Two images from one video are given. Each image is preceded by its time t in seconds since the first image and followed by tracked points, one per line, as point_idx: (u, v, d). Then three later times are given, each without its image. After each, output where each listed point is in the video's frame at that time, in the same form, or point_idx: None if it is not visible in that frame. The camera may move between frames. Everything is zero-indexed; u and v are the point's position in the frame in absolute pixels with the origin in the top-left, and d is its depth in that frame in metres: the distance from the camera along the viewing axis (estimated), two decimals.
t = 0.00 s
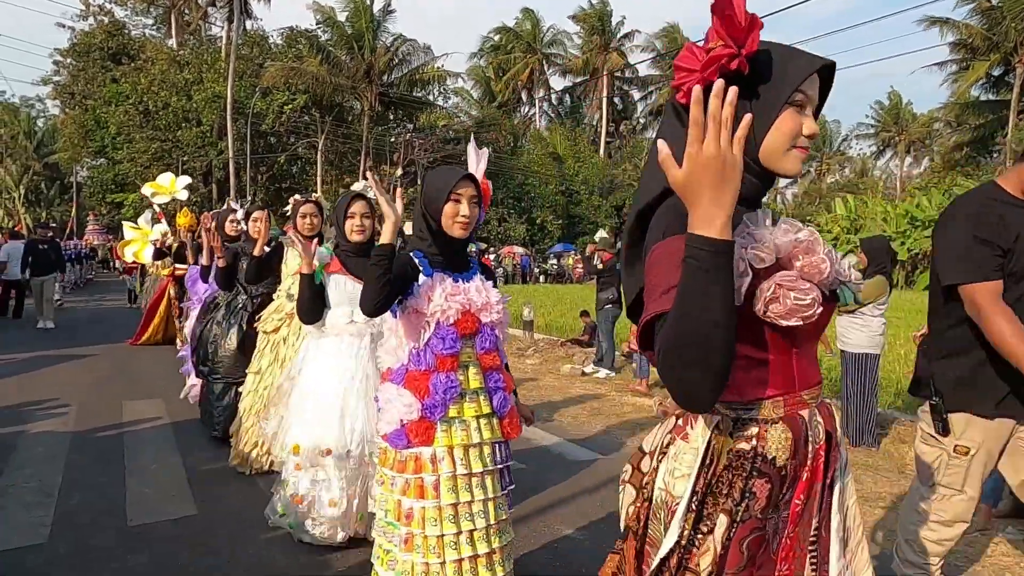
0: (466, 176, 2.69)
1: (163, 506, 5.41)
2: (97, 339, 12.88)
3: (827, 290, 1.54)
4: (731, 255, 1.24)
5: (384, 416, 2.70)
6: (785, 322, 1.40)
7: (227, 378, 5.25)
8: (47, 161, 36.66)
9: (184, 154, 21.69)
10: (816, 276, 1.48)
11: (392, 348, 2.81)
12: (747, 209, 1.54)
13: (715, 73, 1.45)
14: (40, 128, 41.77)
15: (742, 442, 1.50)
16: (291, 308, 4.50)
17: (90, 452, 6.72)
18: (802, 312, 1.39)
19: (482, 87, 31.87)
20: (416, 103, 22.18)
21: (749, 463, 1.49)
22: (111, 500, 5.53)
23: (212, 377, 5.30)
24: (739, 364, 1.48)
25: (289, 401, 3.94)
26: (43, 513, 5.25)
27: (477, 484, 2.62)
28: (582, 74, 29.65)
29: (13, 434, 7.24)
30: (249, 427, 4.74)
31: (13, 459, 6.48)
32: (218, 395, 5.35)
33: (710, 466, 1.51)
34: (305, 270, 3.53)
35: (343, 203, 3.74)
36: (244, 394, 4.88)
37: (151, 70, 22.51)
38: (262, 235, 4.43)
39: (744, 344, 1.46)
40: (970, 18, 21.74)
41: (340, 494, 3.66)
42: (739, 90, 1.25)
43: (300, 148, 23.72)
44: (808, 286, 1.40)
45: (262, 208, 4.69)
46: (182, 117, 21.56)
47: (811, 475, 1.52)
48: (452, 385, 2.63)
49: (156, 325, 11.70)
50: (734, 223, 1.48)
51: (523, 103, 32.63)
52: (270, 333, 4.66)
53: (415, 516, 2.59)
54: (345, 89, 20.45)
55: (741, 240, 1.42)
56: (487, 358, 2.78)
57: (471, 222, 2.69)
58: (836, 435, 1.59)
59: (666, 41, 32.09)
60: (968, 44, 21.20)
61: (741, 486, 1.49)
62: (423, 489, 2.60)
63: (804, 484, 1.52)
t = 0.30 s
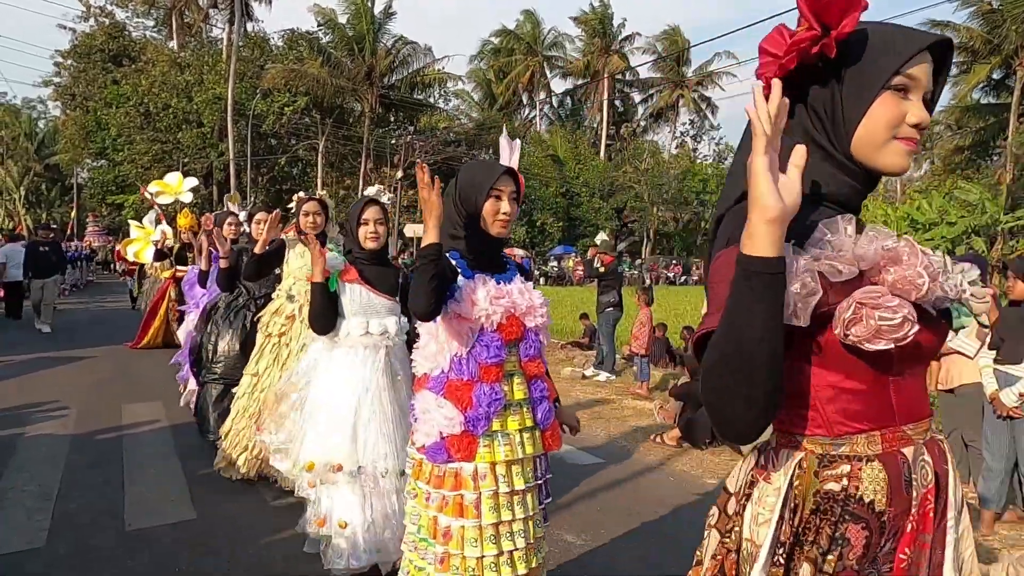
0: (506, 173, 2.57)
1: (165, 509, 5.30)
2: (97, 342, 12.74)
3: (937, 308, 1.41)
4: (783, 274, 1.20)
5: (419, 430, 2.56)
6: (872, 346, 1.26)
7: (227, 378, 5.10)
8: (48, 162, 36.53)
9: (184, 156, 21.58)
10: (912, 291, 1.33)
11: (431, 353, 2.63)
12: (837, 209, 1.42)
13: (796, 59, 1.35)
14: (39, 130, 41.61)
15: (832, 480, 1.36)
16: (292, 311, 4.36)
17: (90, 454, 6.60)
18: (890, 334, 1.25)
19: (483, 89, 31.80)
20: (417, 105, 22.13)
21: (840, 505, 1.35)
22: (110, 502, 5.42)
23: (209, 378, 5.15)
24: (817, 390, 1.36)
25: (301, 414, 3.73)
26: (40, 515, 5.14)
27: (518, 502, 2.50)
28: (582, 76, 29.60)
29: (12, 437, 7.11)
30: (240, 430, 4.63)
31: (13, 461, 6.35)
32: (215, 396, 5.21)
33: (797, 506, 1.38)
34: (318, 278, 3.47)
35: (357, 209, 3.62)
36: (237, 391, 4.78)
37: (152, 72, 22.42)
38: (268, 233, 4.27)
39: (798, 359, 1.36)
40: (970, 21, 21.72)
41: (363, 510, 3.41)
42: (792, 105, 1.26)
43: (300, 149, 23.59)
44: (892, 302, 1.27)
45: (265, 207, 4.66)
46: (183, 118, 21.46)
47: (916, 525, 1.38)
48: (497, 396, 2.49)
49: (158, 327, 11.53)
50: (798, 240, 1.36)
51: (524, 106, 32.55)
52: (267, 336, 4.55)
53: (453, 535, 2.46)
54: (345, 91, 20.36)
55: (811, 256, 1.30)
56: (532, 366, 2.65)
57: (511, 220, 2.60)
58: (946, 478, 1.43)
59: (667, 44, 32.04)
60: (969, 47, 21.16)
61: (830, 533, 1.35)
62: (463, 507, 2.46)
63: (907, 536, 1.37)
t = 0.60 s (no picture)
0: (537, 175, 2.53)
1: (165, 512, 5.24)
2: (97, 346, 12.67)
3: (1014, 327, 1.28)
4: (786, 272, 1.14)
5: (447, 452, 2.48)
6: (910, 363, 1.17)
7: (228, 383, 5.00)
8: (49, 166, 36.47)
9: (185, 159, 21.55)
10: (972, 306, 1.21)
11: (459, 370, 2.57)
12: (904, 195, 1.33)
13: (858, 35, 1.29)
14: (40, 134, 41.56)
15: (877, 486, 1.28)
16: (297, 321, 4.28)
17: (90, 459, 6.54)
18: (932, 350, 1.16)
19: (484, 92, 31.79)
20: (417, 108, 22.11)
21: (892, 515, 1.26)
22: (110, 506, 5.35)
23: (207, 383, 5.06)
24: (861, 392, 1.28)
25: (315, 426, 3.55)
26: (39, 519, 5.06)
27: (552, 528, 2.43)
28: (584, 79, 29.57)
29: (12, 441, 7.05)
30: (249, 441, 4.63)
31: (12, 465, 6.29)
32: (212, 399, 5.14)
33: (837, 511, 1.32)
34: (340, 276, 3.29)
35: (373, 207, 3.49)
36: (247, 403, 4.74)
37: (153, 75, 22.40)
38: (274, 232, 4.17)
39: (825, 361, 1.31)
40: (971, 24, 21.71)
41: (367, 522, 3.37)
42: (797, 75, 1.16)
43: (301, 153, 23.52)
44: (936, 316, 1.16)
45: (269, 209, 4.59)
46: (184, 122, 21.42)
47: (986, 547, 1.29)
48: (531, 416, 2.41)
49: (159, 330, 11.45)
50: (839, 243, 1.27)
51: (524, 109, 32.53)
52: (269, 352, 4.51)
53: (484, 565, 2.39)
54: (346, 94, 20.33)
55: (850, 259, 1.22)
56: (565, 381, 2.58)
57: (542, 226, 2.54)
58: (1020, 497, 1.34)
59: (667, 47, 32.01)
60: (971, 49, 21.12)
61: (880, 554, 1.26)
62: (496, 535, 2.38)
63: (975, 560, 1.29)
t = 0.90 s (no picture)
0: (563, 168, 2.32)
1: (166, 512, 5.24)
2: (98, 344, 12.69)
3: None
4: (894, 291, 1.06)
5: (475, 455, 2.30)
6: None
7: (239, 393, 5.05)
8: (50, 164, 36.54)
9: (186, 158, 21.60)
10: None
11: (485, 369, 2.39)
12: (1012, 200, 1.18)
13: (953, 25, 1.20)
14: (41, 132, 41.63)
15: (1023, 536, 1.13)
16: (302, 319, 4.27)
17: (91, 458, 6.53)
18: None
19: (485, 91, 31.83)
20: (417, 107, 22.17)
21: None
22: (112, 506, 5.35)
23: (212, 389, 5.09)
24: (990, 416, 1.15)
25: (331, 426, 3.27)
26: (40, 519, 5.06)
27: (586, 538, 2.27)
28: (584, 78, 29.58)
29: (13, 439, 7.06)
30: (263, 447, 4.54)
31: (13, 465, 6.29)
32: (220, 402, 5.17)
33: (976, 554, 1.17)
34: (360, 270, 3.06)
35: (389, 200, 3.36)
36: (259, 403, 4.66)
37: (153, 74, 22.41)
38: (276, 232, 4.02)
39: (939, 386, 1.20)
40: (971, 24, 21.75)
41: (385, 527, 3.25)
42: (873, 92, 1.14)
43: (302, 151, 23.53)
44: None
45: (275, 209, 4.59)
46: (184, 120, 21.44)
47: None
48: (565, 413, 2.27)
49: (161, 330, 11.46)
50: (956, 255, 1.17)
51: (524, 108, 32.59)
52: (275, 350, 4.46)
53: None
54: (347, 93, 20.34)
55: (973, 274, 1.13)
56: (595, 384, 2.43)
57: (569, 221, 2.34)
58: None
59: (668, 46, 32.02)
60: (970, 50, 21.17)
61: None
62: (529, 545, 2.20)
63: None
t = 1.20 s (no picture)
0: (595, 163, 2.14)
1: (167, 514, 5.23)
2: (99, 343, 12.71)
3: None
4: None
5: (501, 483, 2.14)
6: None
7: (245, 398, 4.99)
8: (51, 163, 36.58)
9: (188, 157, 21.64)
10: None
11: (513, 391, 2.19)
12: None
13: None
14: (43, 131, 41.69)
15: None
16: (300, 318, 4.29)
17: (92, 459, 6.53)
18: None
19: (485, 90, 31.87)
20: (418, 106, 22.19)
21: None
22: (114, 506, 5.38)
23: (222, 394, 5.01)
24: None
25: (340, 432, 3.28)
26: (43, 519, 5.09)
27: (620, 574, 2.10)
28: (585, 76, 29.58)
29: (14, 440, 7.07)
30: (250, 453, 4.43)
31: (14, 465, 6.29)
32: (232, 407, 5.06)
33: None
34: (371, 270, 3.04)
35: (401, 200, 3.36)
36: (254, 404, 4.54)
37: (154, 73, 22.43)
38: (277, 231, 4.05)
39: None
40: (971, 22, 21.72)
41: (389, 534, 3.21)
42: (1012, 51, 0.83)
43: (303, 150, 23.52)
44: None
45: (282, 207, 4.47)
46: (185, 119, 21.45)
47: None
48: (600, 442, 2.07)
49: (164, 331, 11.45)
50: None
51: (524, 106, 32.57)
52: (274, 349, 4.40)
53: None
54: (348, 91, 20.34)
55: None
56: (635, 406, 2.21)
57: (602, 223, 2.12)
58: None
59: (669, 44, 32.02)
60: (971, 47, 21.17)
61: None
62: None
63: None
